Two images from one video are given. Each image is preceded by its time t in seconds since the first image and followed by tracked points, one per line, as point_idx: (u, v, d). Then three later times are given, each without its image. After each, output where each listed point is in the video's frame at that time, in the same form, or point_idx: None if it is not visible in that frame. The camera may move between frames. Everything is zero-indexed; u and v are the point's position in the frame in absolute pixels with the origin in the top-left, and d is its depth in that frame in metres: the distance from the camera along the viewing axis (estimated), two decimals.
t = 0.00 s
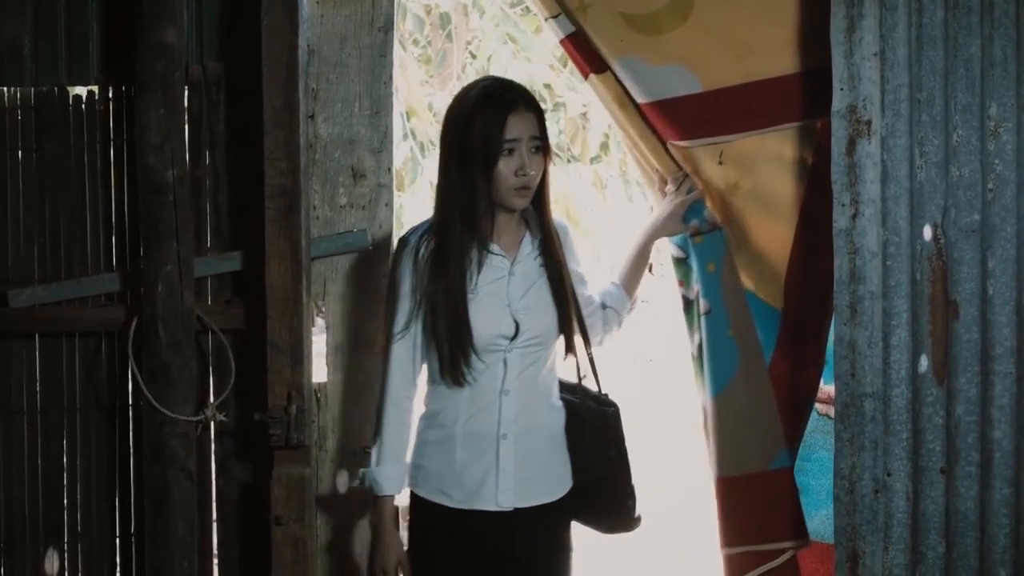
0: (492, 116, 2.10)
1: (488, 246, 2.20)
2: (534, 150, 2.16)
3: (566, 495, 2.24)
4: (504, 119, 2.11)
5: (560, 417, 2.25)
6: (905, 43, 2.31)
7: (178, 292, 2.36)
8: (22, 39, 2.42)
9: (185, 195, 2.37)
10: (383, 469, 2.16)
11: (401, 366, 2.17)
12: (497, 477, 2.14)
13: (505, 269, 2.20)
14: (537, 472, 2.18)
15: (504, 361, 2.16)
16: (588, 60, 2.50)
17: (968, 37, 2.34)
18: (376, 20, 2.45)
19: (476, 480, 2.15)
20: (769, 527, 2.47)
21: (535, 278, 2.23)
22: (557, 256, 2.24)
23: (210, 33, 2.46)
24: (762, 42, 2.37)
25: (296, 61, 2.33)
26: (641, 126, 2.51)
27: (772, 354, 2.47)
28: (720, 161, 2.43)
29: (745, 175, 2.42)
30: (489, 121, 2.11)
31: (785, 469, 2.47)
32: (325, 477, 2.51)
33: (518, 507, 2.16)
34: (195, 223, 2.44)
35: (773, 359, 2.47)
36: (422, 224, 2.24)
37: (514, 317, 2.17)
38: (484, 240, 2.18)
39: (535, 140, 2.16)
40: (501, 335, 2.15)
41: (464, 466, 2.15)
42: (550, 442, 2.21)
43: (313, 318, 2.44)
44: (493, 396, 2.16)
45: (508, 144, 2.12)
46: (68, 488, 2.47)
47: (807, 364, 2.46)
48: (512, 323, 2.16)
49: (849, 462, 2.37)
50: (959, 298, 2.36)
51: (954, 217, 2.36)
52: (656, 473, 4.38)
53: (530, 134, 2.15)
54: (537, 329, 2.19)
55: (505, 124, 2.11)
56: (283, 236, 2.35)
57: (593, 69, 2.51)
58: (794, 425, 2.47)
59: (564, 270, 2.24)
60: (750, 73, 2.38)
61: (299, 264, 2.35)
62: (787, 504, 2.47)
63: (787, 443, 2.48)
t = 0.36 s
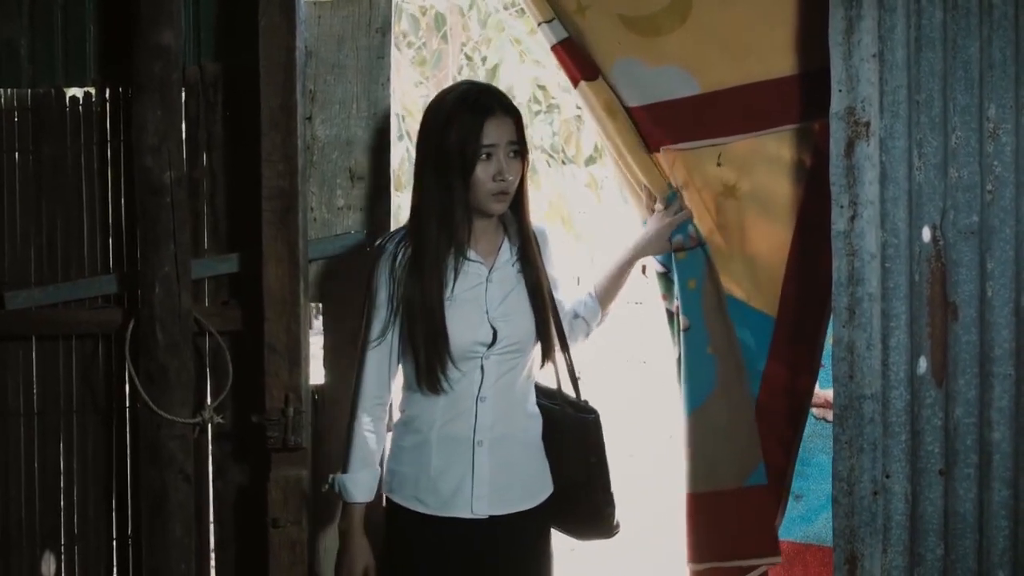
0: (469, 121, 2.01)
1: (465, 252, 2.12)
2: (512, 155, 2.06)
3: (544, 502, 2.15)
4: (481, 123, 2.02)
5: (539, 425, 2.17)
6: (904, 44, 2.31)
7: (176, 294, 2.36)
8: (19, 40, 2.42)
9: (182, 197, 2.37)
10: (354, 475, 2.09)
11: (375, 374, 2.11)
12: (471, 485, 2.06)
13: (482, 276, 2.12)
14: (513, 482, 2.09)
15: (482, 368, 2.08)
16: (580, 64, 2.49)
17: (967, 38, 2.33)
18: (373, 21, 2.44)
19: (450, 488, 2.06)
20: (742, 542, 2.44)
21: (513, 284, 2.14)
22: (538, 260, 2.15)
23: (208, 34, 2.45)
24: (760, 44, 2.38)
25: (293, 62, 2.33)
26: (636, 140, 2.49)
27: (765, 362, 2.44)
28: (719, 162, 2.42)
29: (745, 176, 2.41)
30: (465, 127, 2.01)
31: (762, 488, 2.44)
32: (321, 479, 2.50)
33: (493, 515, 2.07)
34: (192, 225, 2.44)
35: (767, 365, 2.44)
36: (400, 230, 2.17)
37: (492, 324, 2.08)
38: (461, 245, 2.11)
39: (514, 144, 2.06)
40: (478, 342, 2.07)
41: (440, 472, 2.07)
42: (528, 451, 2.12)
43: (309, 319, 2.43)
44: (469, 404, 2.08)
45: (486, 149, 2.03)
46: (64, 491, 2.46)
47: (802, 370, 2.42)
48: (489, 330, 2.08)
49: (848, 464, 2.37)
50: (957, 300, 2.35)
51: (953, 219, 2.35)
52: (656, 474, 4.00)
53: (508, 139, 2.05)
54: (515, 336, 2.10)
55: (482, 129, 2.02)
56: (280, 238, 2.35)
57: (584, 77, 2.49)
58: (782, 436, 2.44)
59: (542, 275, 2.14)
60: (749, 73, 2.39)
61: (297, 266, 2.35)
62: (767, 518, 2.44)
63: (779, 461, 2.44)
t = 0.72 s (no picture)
0: (461, 124, 2.01)
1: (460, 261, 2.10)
2: (504, 158, 2.07)
3: (542, 509, 2.15)
4: (472, 128, 2.01)
5: (535, 430, 2.16)
6: (906, 47, 2.30)
7: (177, 296, 2.36)
8: (21, 41, 2.42)
9: (184, 199, 2.37)
10: (354, 486, 2.07)
11: (372, 384, 2.09)
12: (469, 493, 2.05)
13: (478, 284, 2.10)
14: (511, 489, 2.09)
15: (478, 376, 2.07)
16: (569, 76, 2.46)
17: (970, 40, 2.33)
18: (376, 23, 2.43)
19: (448, 497, 2.05)
20: (742, 549, 2.43)
21: (510, 292, 2.13)
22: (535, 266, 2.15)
23: (209, 36, 2.45)
24: (762, 47, 2.38)
25: (295, 64, 2.33)
26: (630, 148, 2.43)
27: (767, 366, 2.43)
28: (721, 165, 2.41)
29: (748, 177, 2.41)
30: (457, 130, 2.01)
31: (762, 497, 2.44)
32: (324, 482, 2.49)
33: (491, 524, 2.07)
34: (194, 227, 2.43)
35: (769, 370, 2.42)
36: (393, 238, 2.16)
37: (488, 333, 2.07)
38: (456, 254, 2.08)
39: (505, 147, 2.06)
40: (475, 351, 2.06)
41: (436, 482, 2.06)
42: (526, 458, 2.12)
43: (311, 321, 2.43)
44: (466, 412, 2.07)
45: (477, 154, 2.02)
46: (66, 493, 2.45)
47: (803, 375, 2.42)
48: (487, 339, 2.06)
49: (850, 467, 2.38)
50: (960, 303, 2.35)
51: (956, 222, 2.34)
52: (654, 473, 3.96)
53: (500, 142, 2.05)
54: (512, 343, 2.09)
55: (473, 133, 2.02)
56: (281, 240, 2.35)
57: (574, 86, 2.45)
58: (783, 442, 2.43)
59: (536, 280, 2.14)
60: (750, 76, 2.39)
61: (299, 268, 2.34)
62: (767, 524, 2.44)
63: (783, 467, 2.43)
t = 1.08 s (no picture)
0: (453, 131, 2.00)
1: (455, 268, 2.09)
2: (499, 163, 2.05)
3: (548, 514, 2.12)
4: (464, 133, 2.01)
5: (540, 434, 2.14)
6: (910, 45, 2.31)
7: (180, 296, 2.36)
8: (23, 41, 2.42)
9: (187, 198, 2.37)
10: (355, 495, 2.08)
11: (373, 393, 2.09)
12: (472, 498, 2.04)
13: (477, 291, 2.09)
14: (514, 493, 2.07)
15: (480, 381, 2.06)
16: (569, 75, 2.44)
17: (974, 40, 2.33)
18: (379, 23, 2.43)
19: (450, 502, 2.04)
20: (747, 554, 2.40)
21: (510, 297, 2.11)
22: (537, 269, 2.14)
23: (211, 35, 2.44)
24: (765, 47, 2.38)
25: (299, 64, 2.33)
26: (631, 146, 2.40)
27: (771, 368, 2.41)
28: (724, 165, 2.41)
29: (750, 176, 2.41)
30: (450, 136, 2.01)
31: (765, 499, 2.41)
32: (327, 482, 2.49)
33: (495, 530, 2.05)
34: (197, 226, 2.43)
35: (772, 372, 2.41)
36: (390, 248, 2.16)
37: (489, 338, 2.06)
38: (451, 260, 2.08)
39: (501, 152, 2.05)
40: (475, 356, 2.05)
41: (438, 487, 2.05)
42: (530, 463, 2.10)
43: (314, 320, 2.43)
44: (467, 418, 2.06)
45: (470, 160, 2.02)
46: (68, 493, 2.45)
47: (807, 377, 2.40)
48: (487, 344, 2.05)
49: (853, 467, 2.38)
50: (963, 302, 2.35)
51: (959, 221, 2.35)
52: (654, 472, 3.87)
53: (494, 147, 2.04)
54: (512, 347, 2.08)
55: (466, 139, 2.01)
56: (285, 240, 2.35)
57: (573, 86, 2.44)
58: (787, 446, 2.42)
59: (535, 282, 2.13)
60: (753, 75, 2.39)
61: (302, 267, 2.35)
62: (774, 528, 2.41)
63: (787, 470, 2.42)
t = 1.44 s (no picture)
0: (465, 130, 1.97)
1: (474, 263, 2.05)
2: (515, 161, 2.02)
3: (575, 517, 2.06)
4: (478, 132, 1.97)
5: (567, 437, 2.08)
6: (928, 45, 2.32)
7: (197, 295, 2.36)
8: (40, 40, 2.41)
9: (204, 198, 2.37)
10: (378, 499, 2.00)
11: (395, 395, 2.04)
12: (499, 502, 1.97)
13: (499, 288, 2.04)
14: (542, 497, 2.00)
15: (504, 382, 2.00)
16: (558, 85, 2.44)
17: (993, 39, 2.32)
18: (396, 23, 2.44)
19: (478, 505, 1.98)
20: (756, 562, 2.43)
21: (532, 295, 2.07)
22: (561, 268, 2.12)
23: (228, 34, 2.44)
24: (784, 46, 2.36)
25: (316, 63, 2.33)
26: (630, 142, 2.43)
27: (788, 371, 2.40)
28: (742, 165, 2.39)
29: (768, 176, 2.39)
30: (464, 134, 1.97)
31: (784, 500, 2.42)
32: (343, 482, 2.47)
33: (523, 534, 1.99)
34: (214, 226, 2.43)
35: (789, 374, 2.39)
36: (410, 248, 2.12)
37: (511, 336, 2.00)
38: (469, 258, 2.04)
39: (516, 150, 2.02)
40: (498, 355, 1.99)
41: (466, 492, 1.99)
42: (558, 465, 2.03)
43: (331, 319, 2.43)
44: (493, 419, 1.99)
45: (485, 159, 1.99)
46: (85, 493, 2.44)
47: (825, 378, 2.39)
48: (509, 342, 2.00)
49: (872, 468, 2.37)
50: (983, 302, 2.34)
51: (978, 221, 2.34)
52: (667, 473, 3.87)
53: (509, 145, 2.01)
54: (537, 346, 2.02)
55: (481, 138, 1.98)
56: (302, 239, 2.36)
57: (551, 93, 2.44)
58: (804, 449, 2.40)
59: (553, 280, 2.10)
60: (771, 76, 2.37)
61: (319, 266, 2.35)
62: (791, 531, 2.41)
63: (805, 473, 2.40)
